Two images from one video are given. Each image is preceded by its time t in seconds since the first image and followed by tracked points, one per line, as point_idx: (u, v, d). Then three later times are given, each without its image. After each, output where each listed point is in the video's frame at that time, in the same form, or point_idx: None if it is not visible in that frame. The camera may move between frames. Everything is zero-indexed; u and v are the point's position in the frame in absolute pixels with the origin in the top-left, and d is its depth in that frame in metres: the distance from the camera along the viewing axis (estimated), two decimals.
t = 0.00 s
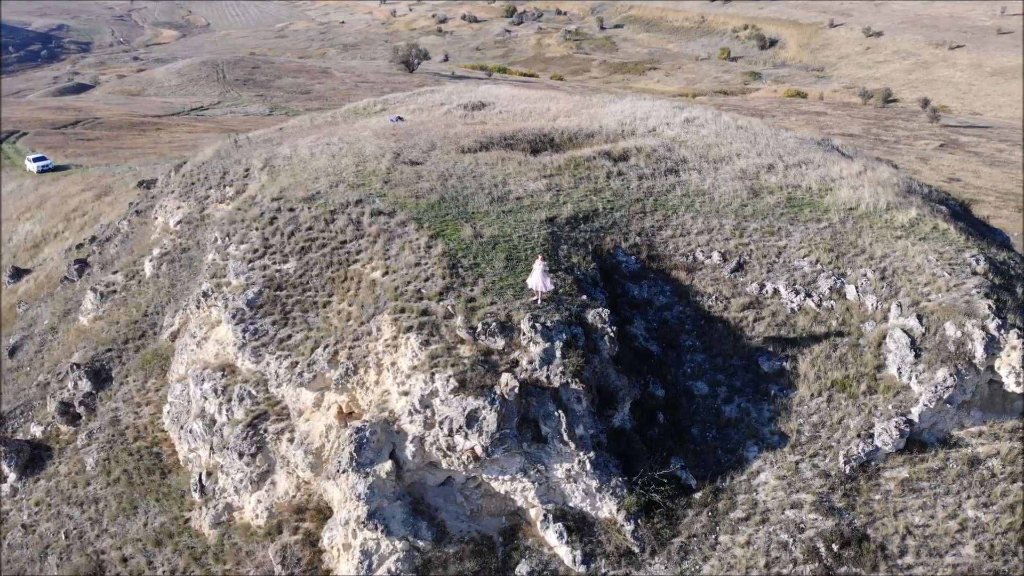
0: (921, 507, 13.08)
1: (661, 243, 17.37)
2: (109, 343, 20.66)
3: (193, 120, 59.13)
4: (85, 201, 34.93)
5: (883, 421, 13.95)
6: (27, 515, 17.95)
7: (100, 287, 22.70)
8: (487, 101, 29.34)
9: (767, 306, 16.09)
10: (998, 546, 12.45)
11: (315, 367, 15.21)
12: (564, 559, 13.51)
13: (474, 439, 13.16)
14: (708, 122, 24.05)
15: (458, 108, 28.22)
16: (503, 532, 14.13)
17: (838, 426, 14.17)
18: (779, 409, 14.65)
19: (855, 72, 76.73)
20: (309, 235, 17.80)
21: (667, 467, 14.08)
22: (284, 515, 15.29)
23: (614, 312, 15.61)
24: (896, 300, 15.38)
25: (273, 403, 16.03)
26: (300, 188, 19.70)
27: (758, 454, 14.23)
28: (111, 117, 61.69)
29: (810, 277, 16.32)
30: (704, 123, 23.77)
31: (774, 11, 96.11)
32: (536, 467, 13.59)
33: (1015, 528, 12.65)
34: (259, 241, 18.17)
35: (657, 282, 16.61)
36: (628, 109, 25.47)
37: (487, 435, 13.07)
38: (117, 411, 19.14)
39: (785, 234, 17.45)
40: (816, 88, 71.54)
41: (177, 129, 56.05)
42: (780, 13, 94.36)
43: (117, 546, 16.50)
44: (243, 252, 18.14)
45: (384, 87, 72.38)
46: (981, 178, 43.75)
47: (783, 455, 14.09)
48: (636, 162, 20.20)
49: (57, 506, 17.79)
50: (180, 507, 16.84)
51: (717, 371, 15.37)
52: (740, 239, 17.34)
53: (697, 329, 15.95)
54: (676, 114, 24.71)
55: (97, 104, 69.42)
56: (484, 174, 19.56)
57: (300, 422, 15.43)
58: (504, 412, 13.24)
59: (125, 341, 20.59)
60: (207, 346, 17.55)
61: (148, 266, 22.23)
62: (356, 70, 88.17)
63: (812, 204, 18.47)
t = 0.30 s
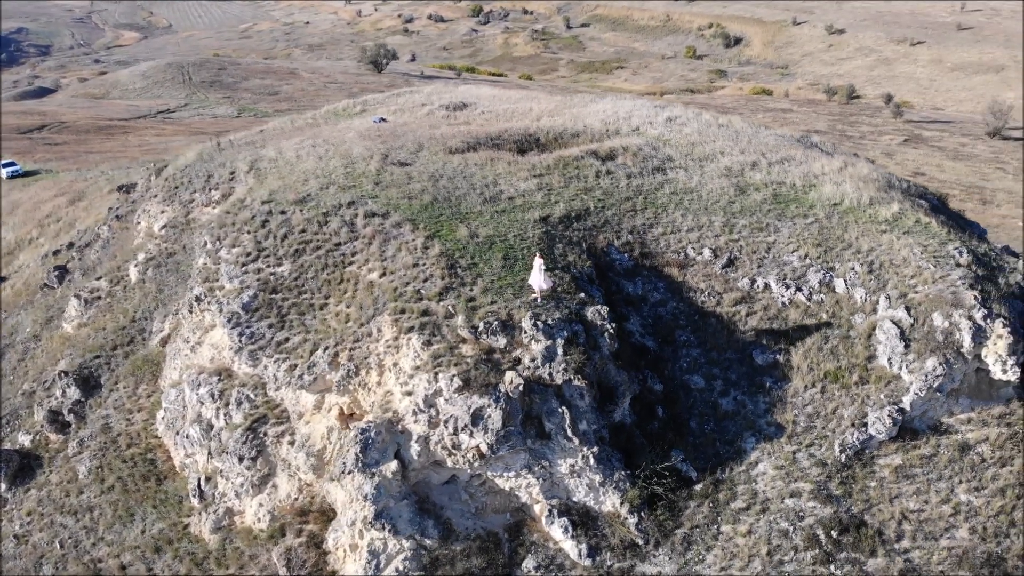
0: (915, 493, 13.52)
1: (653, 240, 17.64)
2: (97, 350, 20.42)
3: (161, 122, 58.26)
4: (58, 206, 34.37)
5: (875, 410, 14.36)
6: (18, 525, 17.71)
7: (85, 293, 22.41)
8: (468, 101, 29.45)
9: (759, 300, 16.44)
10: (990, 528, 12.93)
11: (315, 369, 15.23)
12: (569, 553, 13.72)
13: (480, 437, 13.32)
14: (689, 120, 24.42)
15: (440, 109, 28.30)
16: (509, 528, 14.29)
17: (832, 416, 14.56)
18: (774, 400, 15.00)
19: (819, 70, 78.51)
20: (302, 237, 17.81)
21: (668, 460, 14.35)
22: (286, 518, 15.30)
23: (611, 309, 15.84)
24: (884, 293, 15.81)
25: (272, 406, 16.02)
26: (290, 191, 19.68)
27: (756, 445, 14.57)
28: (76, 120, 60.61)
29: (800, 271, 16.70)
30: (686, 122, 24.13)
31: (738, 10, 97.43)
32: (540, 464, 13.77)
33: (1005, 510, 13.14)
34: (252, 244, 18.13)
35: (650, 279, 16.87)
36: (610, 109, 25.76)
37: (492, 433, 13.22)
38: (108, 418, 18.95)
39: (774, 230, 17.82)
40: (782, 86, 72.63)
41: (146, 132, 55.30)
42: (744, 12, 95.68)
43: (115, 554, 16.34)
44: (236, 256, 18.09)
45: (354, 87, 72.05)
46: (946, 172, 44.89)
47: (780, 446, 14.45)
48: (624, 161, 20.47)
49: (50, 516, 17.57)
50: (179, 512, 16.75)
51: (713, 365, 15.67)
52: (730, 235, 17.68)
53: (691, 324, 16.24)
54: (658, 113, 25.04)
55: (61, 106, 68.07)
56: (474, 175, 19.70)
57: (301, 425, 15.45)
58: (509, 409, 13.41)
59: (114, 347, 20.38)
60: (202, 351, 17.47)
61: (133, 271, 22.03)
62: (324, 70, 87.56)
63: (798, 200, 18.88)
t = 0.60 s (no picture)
0: (909, 480, 13.96)
1: (645, 238, 17.91)
2: (85, 357, 20.18)
3: (127, 125, 57.32)
4: (31, 213, 33.78)
5: (868, 400, 14.78)
6: (10, 536, 17.46)
7: (69, 300, 22.12)
8: (449, 102, 29.54)
9: (751, 295, 16.79)
10: (982, 512, 13.41)
11: (315, 371, 15.25)
12: (575, 547, 13.91)
13: (485, 435, 13.47)
14: (672, 119, 24.80)
15: (422, 110, 28.36)
16: (514, 525, 14.46)
17: (827, 407, 14.95)
18: (770, 393, 15.35)
19: (783, 68, 79.51)
20: (296, 240, 17.81)
21: (669, 453, 14.61)
22: (290, 521, 15.33)
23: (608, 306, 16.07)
24: (872, 286, 16.25)
25: (272, 410, 15.99)
26: (280, 194, 19.64)
27: (753, 436, 14.90)
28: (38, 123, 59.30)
29: (790, 266, 17.09)
30: (669, 121, 24.50)
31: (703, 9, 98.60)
32: (544, 460, 13.95)
33: (996, 494, 13.63)
34: (245, 248, 18.08)
35: (644, 276, 17.12)
36: (592, 109, 26.04)
37: (498, 430, 13.38)
38: (100, 426, 18.76)
39: (762, 226, 18.21)
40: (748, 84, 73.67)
41: (113, 136, 54.48)
42: (710, 11, 96.83)
43: (113, 563, 16.20)
44: (229, 260, 18.03)
45: (323, 87, 71.57)
46: (910, 167, 45.95)
47: (777, 437, 14.80)
48: (612, 160, 20.73)
49: (43, 526, 17.36)
50: (177, 519, 16.66)
51: (708, 359, 15.97)
52: (720, 232, 18.02)
53: (686, 320, 16.53)
54: (640, 112, 25.37)
55: (22, 110, 66.60)
56: (464, 175, 19.81)
57: (302, 428, 15.46)
58: (514, 407, 13.57)
59: (102, 354, 20.15)
60: (197, 356, 17.38)
61: (118, 277, 21.81)
62: (291, 71, 86.81)
63: (784, 197, 19.29)
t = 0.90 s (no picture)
0: (903, 466, 14.42)
1: (637, 236, 18.19)
2: (73, 365, 19.93)
3: (92, 127, 56.26)
4: (4, 221, 33.20)
5: (861, 390, 15.19)
6: (4, 547, 17.23)
7: (53, 307, 21.83)
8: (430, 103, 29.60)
9: (742, 290, 17.14)
10: (974, 496, 13.91)
11: (316, 374, 15.26)
12: (580, 542, 14.10)
13: (490, 433, 13.61)
14: (654, 118, 25.15)
15: (404, 111, 28.40)
16: (519, 521, 14.59)
17: (820, 398, 15.34)
18: (765, 385, 15.70)
19: (747, 65, 80.54)
20: (290, 243, 17.82)
21: (669, 447, 14.86)
22: (294, 524, 15.32)
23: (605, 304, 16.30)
24: (860, 279, 16.69)
25: (271, 413, 15.92)
26: (270, 197, 19.60)
27: (750, 428, 15.24)
28: None
29: (779, 261, 17.47)
30: (651, 120, 24.84)
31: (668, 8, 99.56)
32: (548, 456, 14.12)
33: (986, 478, 14.15)
34: (238, 252, 18.04)
35: (638, 274, 17.39)
36: (574, 109, 26.31)
37: (503, 428, 13.53)
38: (92, 434, 18.57)
39: (751, 222, 18.58)
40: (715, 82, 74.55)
41: (78, 138, 53.35)
42: (675, 10, 97.80)
43: (113, 571, 16.08)
44: (223, 264, 17.98)
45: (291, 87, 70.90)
46: (875, 162, 46.94)
47: (773, 428, 15.16)
48: (599, 159, 21.00)
49: (37, 536, 17.16)
50: (176, 525, 16.56)
51: (703, 354, 16.28)
52: (710, 229, 18.37)
53: (680, 316, 16.82)
54: (622, 112, 25.69)
55: None
56: (454, 176, 19.94)
57: (303, 431, 15.45)
58: (518, 405, 13.73)
59: (91, 362, 19.92)
60: (192, 361, 17.28)
61: (103, 283, 21.57)
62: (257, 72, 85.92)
63: (770, 193, 19.71)
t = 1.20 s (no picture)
0: (896, 454, 14.86)
1: (629, 234, 18.45)
2: (61, 373, 19.65)
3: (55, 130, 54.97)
4: None
5: (853, 380, 15.60)
6: None
7: (37, 315, 21.49)
8: (411, 104, 29.62)
9: (734, 285, 17.49)
10: (965, 481, 14.41)
11: (318, 376, 15.24)
12: (584, 536, 14.31)
13: (496, 431, 13.73)
14: (637, 117, 25.46)
15: (386, 112, 28.40)
16: (524, 518, 14.73)
17: (814, 389, 15.72)
18: (759, 378, 16.05)
19: (712, 63, 81.45)
20: (285, 246, 17.83)
21: (669, 440, 15.13)
22: (297, 526, 15.29)
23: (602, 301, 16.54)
24: (849, 273, 17.14)
25: (272, 416, 15.91)
26: (260, 199, 19.54)
27: (748, 421, 15.57)
28: None
29: (769, 256, 17.84)
30: (634, 119, 25.14)
31: (634, 7, 100.36)
32: (552, 452, 14.28)
33: (976, 464, 14.66)
34: (232, 255, 17.97)
35: (631, 271, 17.65)
36: (557, 109, 26.54)
37: (508, 426, 13.66)
38: (84, 443, 18.34)
39: (740, 219, 18.94)
40: (683, 81, 75.25)
41: (43, 143, 51.65)
42: (641, 9, 98.58)
43: None
44: (216, 267, 17.91)
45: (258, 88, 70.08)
46: (842, 157, 47.82)
47: (770, 420, 15.51)
48: (588, 159, 21.23)
49: (31, 547, 16.94)
50: (176, 531, 16.41)
51: (698, 349, 16.57)
52: (700, 226, 18.70)
53: (674, 312, 17.11)
54: (605, 111, 25.96)
55: None
56: (445, 177, 20.05)
57: (304, 433, 15.45)
58: (522, 402, 13.88)
59: (80, 369, 19.66)
60: (188, 366, 17.19)
61: (89, 289, 21.32)
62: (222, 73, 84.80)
63: (756, 190, 20.10)
